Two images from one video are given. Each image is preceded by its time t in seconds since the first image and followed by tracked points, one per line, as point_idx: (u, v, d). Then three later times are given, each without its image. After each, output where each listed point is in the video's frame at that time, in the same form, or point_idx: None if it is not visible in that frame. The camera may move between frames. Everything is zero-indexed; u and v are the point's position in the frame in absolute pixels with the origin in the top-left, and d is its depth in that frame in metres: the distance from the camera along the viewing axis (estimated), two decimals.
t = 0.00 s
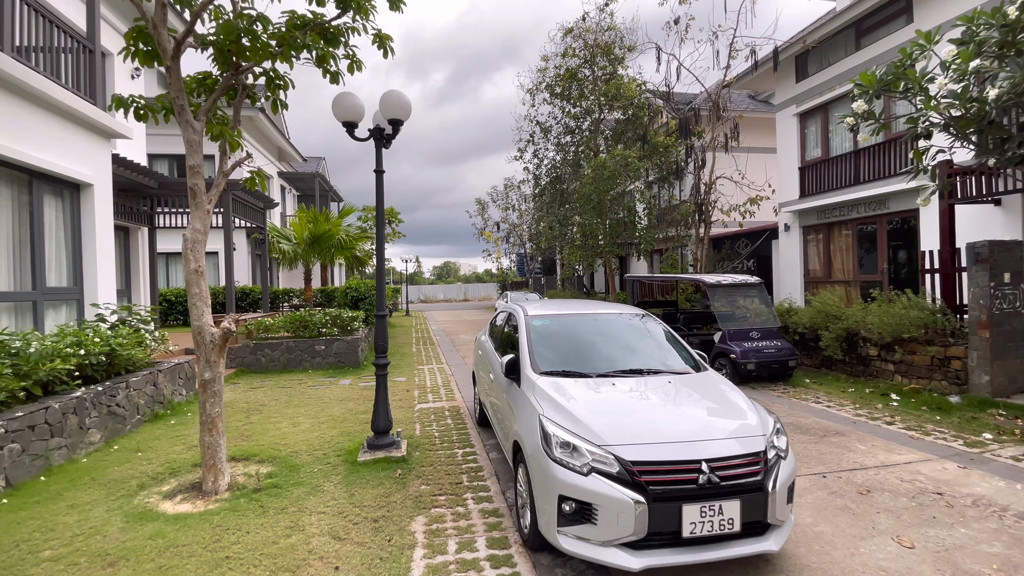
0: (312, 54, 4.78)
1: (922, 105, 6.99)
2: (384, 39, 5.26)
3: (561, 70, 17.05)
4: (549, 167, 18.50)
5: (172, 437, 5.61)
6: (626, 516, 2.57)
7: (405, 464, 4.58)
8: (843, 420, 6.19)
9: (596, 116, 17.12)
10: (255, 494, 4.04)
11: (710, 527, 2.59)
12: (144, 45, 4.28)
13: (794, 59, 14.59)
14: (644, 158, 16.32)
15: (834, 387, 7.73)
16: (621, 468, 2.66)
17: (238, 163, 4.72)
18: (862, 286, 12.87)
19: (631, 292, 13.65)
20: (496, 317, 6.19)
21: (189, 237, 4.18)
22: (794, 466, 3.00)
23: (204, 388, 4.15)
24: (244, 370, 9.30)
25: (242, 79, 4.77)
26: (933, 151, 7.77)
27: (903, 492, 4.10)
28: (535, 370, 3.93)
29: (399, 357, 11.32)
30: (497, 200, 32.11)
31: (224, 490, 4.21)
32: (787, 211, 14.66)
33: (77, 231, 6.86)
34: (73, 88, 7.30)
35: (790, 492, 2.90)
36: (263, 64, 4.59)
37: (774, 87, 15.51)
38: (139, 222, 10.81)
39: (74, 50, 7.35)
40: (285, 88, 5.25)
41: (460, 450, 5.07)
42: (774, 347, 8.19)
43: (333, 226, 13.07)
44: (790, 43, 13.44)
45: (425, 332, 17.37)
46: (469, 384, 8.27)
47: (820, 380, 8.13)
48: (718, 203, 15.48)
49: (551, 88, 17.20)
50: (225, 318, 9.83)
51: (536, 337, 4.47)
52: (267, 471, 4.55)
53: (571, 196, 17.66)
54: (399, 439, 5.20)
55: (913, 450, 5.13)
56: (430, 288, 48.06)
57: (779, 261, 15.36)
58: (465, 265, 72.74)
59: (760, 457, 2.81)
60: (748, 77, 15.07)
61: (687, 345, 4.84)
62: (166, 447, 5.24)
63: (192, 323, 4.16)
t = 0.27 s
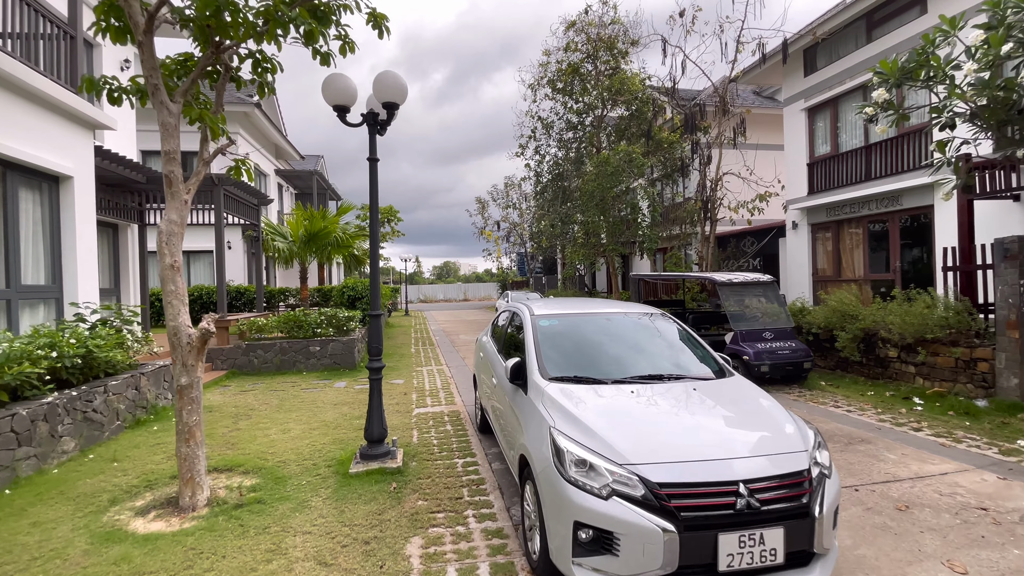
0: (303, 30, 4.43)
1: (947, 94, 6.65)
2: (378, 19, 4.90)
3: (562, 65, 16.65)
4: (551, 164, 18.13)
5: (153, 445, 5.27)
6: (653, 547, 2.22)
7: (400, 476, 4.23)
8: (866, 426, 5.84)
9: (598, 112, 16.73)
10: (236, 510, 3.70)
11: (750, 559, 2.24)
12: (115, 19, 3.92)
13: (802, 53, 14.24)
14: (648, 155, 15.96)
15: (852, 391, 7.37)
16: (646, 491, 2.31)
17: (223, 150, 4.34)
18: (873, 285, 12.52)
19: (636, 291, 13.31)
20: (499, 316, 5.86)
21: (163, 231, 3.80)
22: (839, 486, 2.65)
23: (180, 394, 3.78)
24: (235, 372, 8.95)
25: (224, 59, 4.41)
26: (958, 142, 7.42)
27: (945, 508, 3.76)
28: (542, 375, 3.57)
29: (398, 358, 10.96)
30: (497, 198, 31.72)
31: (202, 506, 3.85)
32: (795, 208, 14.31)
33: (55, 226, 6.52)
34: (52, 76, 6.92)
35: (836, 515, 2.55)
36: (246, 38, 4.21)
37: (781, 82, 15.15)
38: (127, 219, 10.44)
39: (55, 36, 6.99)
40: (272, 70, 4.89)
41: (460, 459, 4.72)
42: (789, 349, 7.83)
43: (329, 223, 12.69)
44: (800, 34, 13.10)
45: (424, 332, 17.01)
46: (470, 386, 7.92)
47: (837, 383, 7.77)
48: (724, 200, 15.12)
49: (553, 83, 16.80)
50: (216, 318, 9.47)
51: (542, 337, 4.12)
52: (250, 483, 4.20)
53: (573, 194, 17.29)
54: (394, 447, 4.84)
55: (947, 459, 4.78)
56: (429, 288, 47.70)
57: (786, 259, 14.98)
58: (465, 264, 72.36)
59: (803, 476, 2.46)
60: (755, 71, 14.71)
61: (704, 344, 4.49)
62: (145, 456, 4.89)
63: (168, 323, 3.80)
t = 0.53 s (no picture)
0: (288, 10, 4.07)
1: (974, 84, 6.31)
2: None
3: (564, 60, 16.24)
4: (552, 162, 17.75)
5: (128, 458, 4.90)
6: None
7: (392, 495, 3.87)
8: (892, 436, 5.47)
9: (601, 109, 16.34)
10: (208, 537, 3.34)
11: None
12: None
13: (810, 48, 13.90)
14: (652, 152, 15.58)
15: (872, 397, 7.01)
16: (678, 532, 1.95)
17: (193, 138, 3.96)
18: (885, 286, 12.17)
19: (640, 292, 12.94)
20: (499, 320, 5.50)
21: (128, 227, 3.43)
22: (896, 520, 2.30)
23: (148, 408, 3.42)
24: (225, 376, 8.58)
25: (202, 41, 4.05)
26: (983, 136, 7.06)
27: (995, 533, 3.39)
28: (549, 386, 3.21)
29: (395, 361, 10.58)
30: (497, 198, 31.34)
31: (172, 530, 3.49)
32: (803, 207, 13.94)
33: (30, 224, 6.16)
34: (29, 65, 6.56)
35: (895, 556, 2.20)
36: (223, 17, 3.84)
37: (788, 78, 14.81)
38: (113, 216, 10.05)
39: (32, 23, 6.63)
40: (256, 55, 4.49)
41: (458, 475, 4.35)
42: (804, 352, 7.47)
43: (324, 222, 12.31)
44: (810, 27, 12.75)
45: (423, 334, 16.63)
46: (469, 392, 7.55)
47: (855, 389, 7.40)
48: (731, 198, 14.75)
49: (554, 79, 16.39)
50: (205, 319, 9.09)
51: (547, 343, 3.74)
52: (228, 503, 3.84)
53: (575, 192, 16.90)
54: (387, 462, 4.47)
55: (986, 474, 4.41)
56: (429, 288, 47.32)
57: (794, 259, 14.61)
58: (465, 264, 71.97)
59: (860, 513, 2.11)
60: (762, 66, 14.33)
61: (721, 348, 4.12)
62: (118, 471, 4.53)
63: (134, 329, 3.43)
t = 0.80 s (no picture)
0: None
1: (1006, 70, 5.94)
2: None
3: (566, 54, 15.82)
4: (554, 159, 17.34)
5: (100, 471, 4.52)
6: None
7: (383, 516, 3.49)
8: (924, 446, 5.09)
9: (604, 104, 15.92)
10: (175, 566, 2.97)
11: None
12: None
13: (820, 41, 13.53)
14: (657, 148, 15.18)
15: (895, 403, 6.63)
16: None
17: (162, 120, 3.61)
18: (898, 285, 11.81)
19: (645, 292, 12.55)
20: (501, 321, 5.15)
21: (83, 218, 3.04)
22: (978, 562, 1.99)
23: (107, 422, 3.04)
24: (214, 379, 8.20)
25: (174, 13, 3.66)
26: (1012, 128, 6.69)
27: None
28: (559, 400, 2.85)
29: (392, 362, 10.20)
30: (497, 196, 30.90)
31: (136, 557, 3.11)
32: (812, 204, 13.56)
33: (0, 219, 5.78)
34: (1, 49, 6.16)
35: None
36: None
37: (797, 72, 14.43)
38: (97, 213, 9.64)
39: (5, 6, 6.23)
40: (236, 32, 4.12)
41: (457, 491, 3.97)
42: (823, 355, 7.08)
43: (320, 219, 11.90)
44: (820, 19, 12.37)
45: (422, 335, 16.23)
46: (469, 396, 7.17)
47: (876, 393, 7.02)
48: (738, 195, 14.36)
49: (556, 73, 15.97)
50: (193, 320, 8.69)
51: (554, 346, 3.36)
52: (202, 525, 3.46)
53: (578, 190, 16.49)
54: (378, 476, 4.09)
55: None
56: (429, 288, 46.90)
57: (802, 257, 14.22)
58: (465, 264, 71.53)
59: (941, 559, 1.80)
60: (770, 59, 13.95)
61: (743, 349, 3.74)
62: (85, 487, 4.15)
63: (92, 333, 3.05)
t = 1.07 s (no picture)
0: None
1: None
2: None
3: (569, 48, 15.41)
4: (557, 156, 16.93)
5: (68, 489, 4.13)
6: None
7: (375, 545, 3.11)
8: (962, 459, 4.72)
9: (608, 99, 15.51)
10: None
11: None
12: None
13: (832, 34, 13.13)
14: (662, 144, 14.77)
15: (922, 410, 6.26)
16: None
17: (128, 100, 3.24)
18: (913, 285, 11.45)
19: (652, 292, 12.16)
20: (506, 325, 4.78)
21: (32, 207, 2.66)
22: None
23: (60, 442, 2.66)
24: (203, 383, 7.80)
25: None
26: None
27: None
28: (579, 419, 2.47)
29: (390, 366, 9.79)
30: (497, 195, 30.46)
31: None
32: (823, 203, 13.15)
33: None
34: None
35: None
36: None
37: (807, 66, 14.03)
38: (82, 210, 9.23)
39: None
40: (216, 7, 3.74)
41: (459, 514, 3.59)
42: (845, 358, 6.71)
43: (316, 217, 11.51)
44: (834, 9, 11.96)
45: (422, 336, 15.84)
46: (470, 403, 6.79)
47: (900, 400, 6.66)
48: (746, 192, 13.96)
49: (559, 68, 15.56)
50: (182, 321, 8.30)
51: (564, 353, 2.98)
52: (173, 555, 3.09)
53: (581, 188, 16.09)
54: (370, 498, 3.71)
55: None
56: (429, 288, 46.47)
57: (812, 256, 13.85)
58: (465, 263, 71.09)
59: None
60: (780, 52, 13.54)
61: (772, 348, 3.38)
62: (49, 509, 3.76)
63: (42, 340, 2.67)
